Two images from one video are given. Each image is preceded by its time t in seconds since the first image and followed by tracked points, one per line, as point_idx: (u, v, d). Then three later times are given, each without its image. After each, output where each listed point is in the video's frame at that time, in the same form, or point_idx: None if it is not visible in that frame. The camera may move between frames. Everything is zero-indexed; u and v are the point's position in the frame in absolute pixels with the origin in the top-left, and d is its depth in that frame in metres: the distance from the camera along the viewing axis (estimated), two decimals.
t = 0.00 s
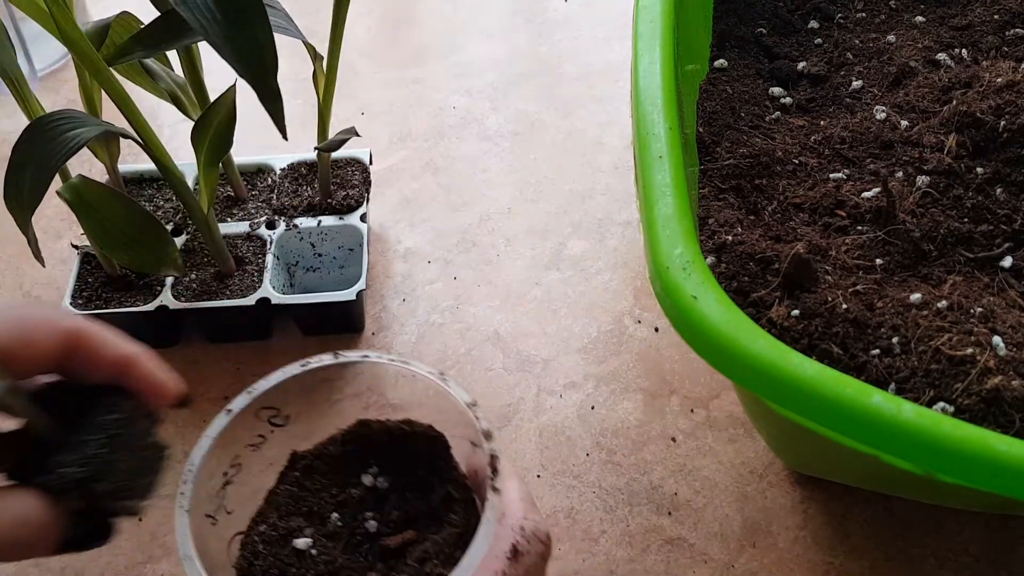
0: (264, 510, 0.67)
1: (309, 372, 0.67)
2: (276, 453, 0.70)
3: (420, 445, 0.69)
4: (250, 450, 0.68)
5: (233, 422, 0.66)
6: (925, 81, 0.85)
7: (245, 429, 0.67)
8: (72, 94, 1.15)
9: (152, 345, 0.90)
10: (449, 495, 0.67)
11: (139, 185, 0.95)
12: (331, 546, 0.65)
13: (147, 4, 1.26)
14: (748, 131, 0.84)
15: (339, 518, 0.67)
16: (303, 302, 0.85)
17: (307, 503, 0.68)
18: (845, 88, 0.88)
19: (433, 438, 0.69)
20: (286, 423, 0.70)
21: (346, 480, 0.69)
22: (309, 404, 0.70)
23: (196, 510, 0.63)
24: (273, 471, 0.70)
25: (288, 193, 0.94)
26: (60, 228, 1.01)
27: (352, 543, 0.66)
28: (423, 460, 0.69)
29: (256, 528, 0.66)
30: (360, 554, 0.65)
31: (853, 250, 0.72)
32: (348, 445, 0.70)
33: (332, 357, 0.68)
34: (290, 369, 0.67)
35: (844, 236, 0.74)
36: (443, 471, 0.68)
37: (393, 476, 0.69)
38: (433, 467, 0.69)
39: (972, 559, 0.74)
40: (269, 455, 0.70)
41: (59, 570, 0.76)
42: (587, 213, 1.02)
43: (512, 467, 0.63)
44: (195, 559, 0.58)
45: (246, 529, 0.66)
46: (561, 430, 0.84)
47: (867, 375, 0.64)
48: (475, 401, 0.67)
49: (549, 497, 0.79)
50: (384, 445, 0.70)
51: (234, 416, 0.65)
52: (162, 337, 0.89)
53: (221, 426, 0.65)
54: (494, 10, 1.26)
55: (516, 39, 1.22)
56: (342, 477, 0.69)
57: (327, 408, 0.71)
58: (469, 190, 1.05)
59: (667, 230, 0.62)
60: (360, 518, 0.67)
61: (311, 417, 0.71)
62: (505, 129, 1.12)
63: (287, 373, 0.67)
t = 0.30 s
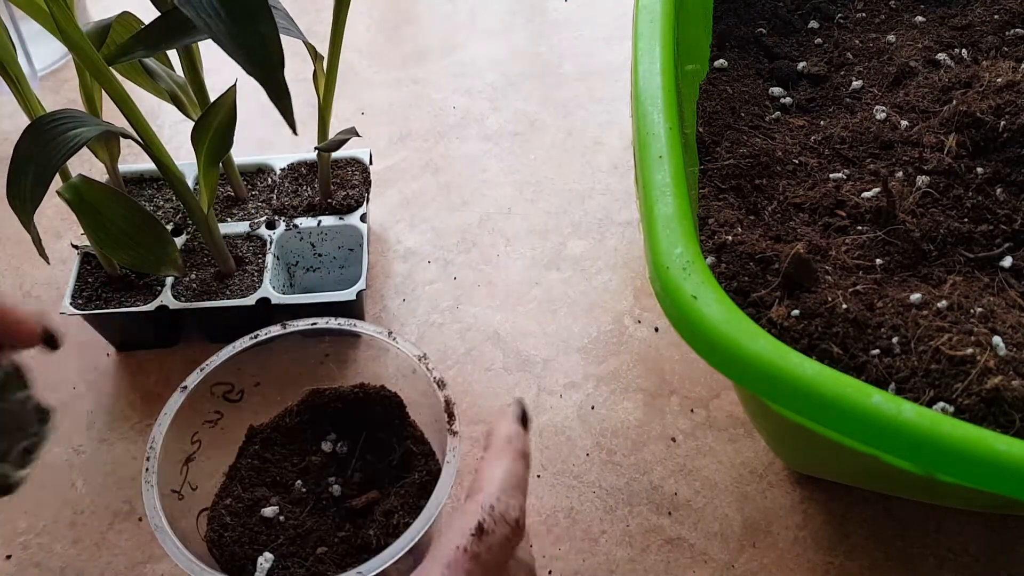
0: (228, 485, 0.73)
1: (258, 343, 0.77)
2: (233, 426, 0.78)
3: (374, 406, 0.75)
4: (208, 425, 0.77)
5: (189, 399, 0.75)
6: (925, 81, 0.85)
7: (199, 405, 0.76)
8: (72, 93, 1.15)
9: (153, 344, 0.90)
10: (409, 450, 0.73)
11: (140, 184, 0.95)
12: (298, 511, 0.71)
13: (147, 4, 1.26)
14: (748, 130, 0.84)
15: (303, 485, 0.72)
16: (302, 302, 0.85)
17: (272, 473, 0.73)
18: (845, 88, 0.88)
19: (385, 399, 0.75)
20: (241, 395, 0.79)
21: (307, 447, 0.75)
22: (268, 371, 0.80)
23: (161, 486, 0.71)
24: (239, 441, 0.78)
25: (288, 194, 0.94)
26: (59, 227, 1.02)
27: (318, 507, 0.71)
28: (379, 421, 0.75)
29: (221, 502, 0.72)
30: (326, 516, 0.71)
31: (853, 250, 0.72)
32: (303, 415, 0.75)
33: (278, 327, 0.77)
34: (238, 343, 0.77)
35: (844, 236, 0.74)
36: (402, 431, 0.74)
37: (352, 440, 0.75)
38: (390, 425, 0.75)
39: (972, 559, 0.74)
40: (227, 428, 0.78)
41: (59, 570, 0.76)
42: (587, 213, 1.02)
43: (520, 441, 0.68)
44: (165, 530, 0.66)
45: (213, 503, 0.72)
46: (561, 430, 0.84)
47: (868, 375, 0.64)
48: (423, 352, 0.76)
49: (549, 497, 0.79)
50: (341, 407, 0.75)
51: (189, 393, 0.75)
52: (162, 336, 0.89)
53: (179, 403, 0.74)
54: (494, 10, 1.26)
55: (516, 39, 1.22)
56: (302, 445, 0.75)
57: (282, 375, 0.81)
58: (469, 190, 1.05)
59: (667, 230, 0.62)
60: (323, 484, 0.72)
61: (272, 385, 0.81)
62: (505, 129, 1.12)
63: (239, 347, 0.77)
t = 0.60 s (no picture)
0: (228, 485, 0.73)
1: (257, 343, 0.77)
2: (234, 425, 0.78)
3: (374, 407, 0.75)
4: (208, 425, 0.77)
5: (189, 399, 0.75)
6: (925, 81, 0.85)
7: (199, 405, 0.76)
8: (72, 93, 1.15)
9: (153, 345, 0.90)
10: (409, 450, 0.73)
11: (140, 184, 0.95)
12: (297, 511, 0.71)
13: (147, 4, 1.26)
14: (748, 130, 0.84)
15: (303, 485, 0.72)
16: (302, 303, 0.85)
17: (272, 473, 0.73)
18: (845, 88, 0.88)
19: (385, 399, 0.75)
20: (241, 395, 0.79)
21: (307, 448, 0.74)
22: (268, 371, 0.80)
23: (162, 486, 0.71)
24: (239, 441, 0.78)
25: (288, 193, 0.94)
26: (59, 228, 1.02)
27: (318, 507, 0.71)
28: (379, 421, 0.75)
29: (221, 502, 0.72)
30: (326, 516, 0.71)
31: (853, 250, 0.72)
32: (303, 416, 0.75)
33: (278, 327, 0.77)
34: (236, 344, 0.77)
35: (844, 236, 0.74)
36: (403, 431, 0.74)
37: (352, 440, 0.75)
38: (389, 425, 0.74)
39: (972, 559, 0.74)
40: (227, 428, 0.78)
41: (59, 570, 0.76)
42: (587, 213, 1.02)
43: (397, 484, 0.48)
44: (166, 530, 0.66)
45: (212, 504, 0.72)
46: (561, 430, 0.84)
47: (868, 375, 0.64)
48: (423, 352, 0.76)
49: (549, 497, 0.80)
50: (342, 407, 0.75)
51: (189, 394, 0.75)
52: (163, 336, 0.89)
53: (179, 403, 0.74)
54: (494, 10, 1.26)
55: (516, 39, 1.22)
56: (302, 445, 0.74)
57: (284, 375, 0.81)
58: (469, 190, 1.05)
59: (666, 230, 0.62)
60: (323, 484, 0.72)
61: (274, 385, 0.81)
62: (505, 129, 1.12)
63: (238, 347, 0.77)
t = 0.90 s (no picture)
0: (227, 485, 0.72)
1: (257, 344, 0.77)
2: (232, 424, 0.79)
3: (374, 407, 0.74)
4: (208, 425, 0.77)
5: (190, 398, 0.75)
6: (925, 81, 0.85)
7: (199, 405, 0.76)
8: (72, 93, 1.15)
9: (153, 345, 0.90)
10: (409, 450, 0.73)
11: (141, 184, 0.95)
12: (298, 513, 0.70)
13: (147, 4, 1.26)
14: (748, 130, 0.84)
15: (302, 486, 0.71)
16: (302, 303, 0.85)
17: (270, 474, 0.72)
18: (845, 88, 0.88)
19: (385, 399, 0.75)
20: (240, 395, 0.79)
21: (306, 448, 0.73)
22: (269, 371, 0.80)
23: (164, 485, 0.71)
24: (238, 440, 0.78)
25: (288, 194, 0.94)
26: (59, 228, 1.02)
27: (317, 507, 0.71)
28: (379, 422, 0.74)
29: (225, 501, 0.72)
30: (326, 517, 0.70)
31: (853, 250, 0.72)
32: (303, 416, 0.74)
33: (279, 328, 0.77)
34: (237, 344, 0.76)
35: (844, 236, 0.74)
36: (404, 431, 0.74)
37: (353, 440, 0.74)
38: (389, 426, 0.74)
39: (972, 559, 0.74)
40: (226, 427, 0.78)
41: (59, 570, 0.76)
42: (587, 213, 1.02)
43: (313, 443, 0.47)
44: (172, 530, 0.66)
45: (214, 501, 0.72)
46: (561, 430, 0.84)
47: (868, 375, 0.64)
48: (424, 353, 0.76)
49: (549, 497, 0.80)
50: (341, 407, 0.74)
51: (189, 393, 0.74)
52: (163, 337, 0.89)
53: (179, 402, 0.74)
54: (494, 10, 1.26)
55: (516, 39, 1.22)
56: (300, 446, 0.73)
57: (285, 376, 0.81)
58: (469, 190, 1.05)
59: (666, 230, 0.62)
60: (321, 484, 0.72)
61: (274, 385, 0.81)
62: (505, 129, 1.12)
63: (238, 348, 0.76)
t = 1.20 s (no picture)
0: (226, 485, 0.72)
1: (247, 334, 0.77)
2: (221, 419, 0.78)
3: (363, 399, 0.73)
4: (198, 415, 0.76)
5: (179, 386, 0.75)
6: (925, 81, 0.85)
7: (190, 393, 0.76)
8: (72, 93, 1.15)
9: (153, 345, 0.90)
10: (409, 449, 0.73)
11: (141, 184, 0.95)
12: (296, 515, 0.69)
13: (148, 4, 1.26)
14: (748, 130, 0.84)
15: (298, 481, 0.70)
16: (302, 303, 0.85)
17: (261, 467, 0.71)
18: (845, 88, 0.88)
19: (375, 391, 0.73)
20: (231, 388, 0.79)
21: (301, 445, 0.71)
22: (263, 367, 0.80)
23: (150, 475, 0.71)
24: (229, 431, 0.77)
25: (288, 193, 0.94)
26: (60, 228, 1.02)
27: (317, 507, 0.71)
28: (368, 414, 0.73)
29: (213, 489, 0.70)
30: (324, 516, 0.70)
31: (853, 250, 0.72)
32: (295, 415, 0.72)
33: (269, 317, 0.77)
34: (226, 333, 0.77)
35: (844, 236, 0.74)
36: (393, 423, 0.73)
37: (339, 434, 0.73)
38: (378, 418, 0.73)
39: (972, 559, 0.74)
40: (214, 421, 0.77)
41: (59, 570, 0.76)
42: (587, 213, 1.02)
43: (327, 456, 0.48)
44: (154, 514, 0.66)
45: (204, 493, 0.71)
46: (561, 430, 0.84)
47: (868, 375, 0.64)
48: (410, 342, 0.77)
49: (549, 497, 0.80)
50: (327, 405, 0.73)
51: (178, 381, 0.75)
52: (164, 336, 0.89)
53: (168, 391, 0.74)
54: (494, 10, 1.26)
55: (516, 39, 1.22)
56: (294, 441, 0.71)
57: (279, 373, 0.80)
58: (468, 190, 1.05)
59: (667, 230, 0.62)
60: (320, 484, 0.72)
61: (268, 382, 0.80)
62: (505, 129, 1.12)
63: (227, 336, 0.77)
